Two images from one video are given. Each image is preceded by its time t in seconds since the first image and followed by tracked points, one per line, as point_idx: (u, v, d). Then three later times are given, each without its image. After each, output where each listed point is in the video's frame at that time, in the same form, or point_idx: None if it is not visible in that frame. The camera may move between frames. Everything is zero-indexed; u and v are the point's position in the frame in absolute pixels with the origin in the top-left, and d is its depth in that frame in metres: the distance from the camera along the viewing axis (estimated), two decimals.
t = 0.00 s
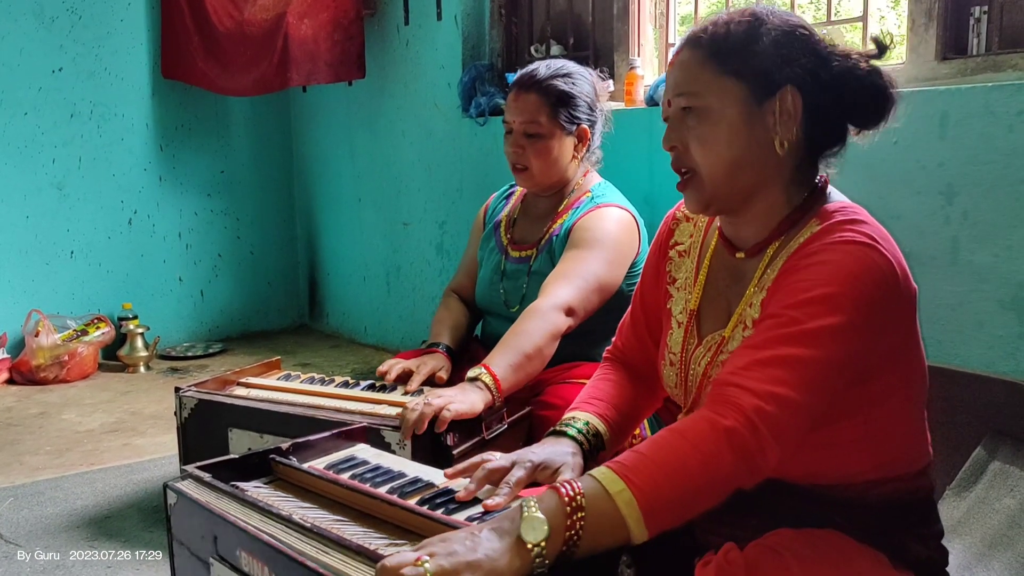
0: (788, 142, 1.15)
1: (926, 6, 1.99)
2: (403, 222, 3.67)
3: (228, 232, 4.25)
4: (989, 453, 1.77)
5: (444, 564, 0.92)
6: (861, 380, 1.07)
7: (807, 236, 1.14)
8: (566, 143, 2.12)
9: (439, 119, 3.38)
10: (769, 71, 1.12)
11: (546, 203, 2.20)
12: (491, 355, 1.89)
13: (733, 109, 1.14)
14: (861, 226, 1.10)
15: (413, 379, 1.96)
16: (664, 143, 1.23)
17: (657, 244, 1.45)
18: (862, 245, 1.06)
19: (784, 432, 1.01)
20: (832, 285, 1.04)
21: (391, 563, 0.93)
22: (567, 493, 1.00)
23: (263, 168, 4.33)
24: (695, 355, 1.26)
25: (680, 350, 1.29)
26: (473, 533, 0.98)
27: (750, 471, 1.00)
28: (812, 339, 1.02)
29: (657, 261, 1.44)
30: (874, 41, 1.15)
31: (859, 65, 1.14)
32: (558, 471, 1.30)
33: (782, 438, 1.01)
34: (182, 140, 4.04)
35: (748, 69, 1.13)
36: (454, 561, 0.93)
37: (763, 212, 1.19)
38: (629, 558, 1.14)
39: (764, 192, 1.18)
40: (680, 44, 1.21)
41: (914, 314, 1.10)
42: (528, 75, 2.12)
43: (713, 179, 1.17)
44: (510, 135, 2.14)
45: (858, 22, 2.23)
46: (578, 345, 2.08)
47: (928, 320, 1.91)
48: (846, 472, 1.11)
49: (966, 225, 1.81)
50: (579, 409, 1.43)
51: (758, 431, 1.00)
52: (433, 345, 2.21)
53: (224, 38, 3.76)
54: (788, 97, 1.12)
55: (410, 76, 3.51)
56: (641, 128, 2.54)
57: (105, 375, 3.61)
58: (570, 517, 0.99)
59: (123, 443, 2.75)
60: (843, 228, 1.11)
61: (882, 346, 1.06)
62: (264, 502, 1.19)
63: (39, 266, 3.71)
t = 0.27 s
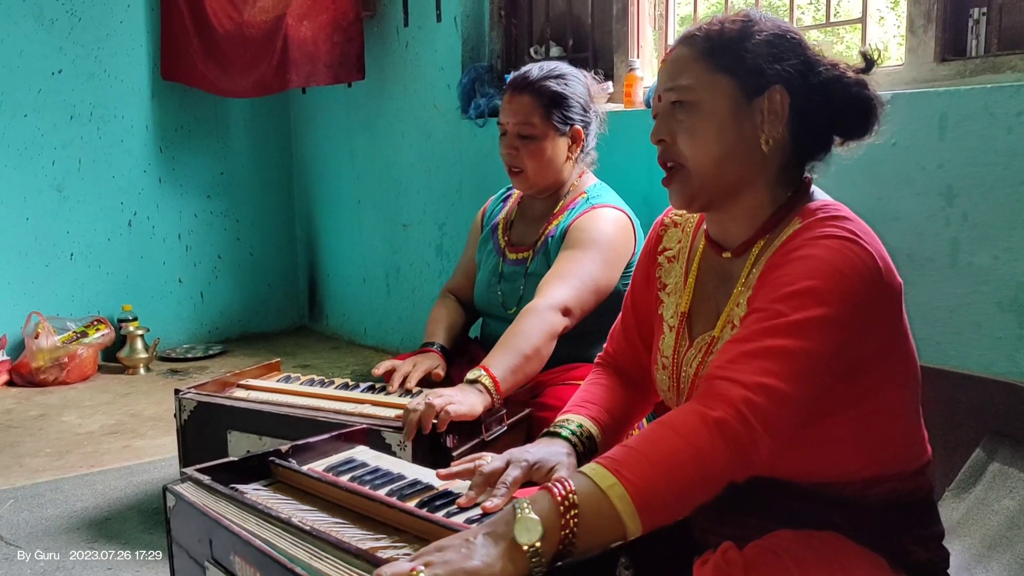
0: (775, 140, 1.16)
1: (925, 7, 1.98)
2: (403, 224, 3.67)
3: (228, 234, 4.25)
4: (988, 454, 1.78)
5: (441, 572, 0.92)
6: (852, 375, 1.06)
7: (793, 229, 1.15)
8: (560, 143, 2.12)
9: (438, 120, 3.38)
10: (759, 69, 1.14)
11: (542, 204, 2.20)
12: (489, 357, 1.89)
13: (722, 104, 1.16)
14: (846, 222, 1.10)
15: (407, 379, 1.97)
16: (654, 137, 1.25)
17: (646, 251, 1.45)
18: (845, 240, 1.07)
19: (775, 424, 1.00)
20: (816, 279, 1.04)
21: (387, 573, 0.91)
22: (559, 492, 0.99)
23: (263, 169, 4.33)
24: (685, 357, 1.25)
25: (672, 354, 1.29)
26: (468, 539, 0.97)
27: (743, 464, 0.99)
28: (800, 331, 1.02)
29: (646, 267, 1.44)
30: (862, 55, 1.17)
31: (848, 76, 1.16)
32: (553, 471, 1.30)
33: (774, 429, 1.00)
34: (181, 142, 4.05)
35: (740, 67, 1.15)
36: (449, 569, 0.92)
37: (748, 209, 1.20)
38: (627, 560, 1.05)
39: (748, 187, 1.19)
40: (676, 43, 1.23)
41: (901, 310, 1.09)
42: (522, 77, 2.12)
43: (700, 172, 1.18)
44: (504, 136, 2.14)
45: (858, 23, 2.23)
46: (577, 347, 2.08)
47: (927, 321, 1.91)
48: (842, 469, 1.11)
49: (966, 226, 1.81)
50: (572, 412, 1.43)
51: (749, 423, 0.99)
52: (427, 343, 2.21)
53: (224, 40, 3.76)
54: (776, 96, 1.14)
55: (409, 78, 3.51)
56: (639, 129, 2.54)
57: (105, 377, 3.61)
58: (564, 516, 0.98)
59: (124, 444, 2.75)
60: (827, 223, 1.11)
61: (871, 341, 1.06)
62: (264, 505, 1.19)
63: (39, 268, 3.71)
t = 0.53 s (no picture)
0: (755, 140, 1.17)
1: (924, 9, 1.99)
2: (403, 225, 3.67)
3: (228, 235, 4.25)
4: (988, 455, 1.76)
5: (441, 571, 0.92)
6: (838, 368, 1.08)
7: (776, 224, 1.16)
8: (552, 146, 2.12)
9: (438, 122, 3.39)
10: (741, 70, 1.16)
11: (536, 207, 2.19)
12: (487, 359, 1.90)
13: (704, 103, 1.17)
14: (825, 217, 1.12)
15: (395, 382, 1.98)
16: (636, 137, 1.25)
17: (632, 258, 1.45)
18: (823, 233, 1.08)
19: (766, 416, 1.01)
20: (797, 272, 1.05)
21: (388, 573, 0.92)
22: (560, 495, 0.98)
23: (263, 171, 4.33)
24: (674, 360, 1.25)
25: (660, 356, 1.28)
26: (471, 540, 0.97)
27: (738, 456, 1.00)
28: (786, 324, 1.03)
29: (633, 272, 1.44)
30: (840, 63, 1.21)
31: (826, 83, 1.18)
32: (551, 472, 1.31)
33: (765, 421, 1.01)
34: (181, 143, 4.05)
35: (721, 68, 1.16)
36: (450, 568, 0.92)
37: (729, 209, 1.21)
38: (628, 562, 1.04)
39: (729, 186, 1.20)
40: (658, 46, 1.25)
41: (884, 304, 1.10)
42: (514, 80, 2.13)
43: (681, 171, 1.19)
44: (497, 139, 2.15)
45: (857, 25, 2.23)
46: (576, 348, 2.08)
47: (926, 323, 1.91)
48: (831, 460, 1.12)
49: (965, 228, 1.81)
50: (565, 415, 1.44)
51: (741, 416, 0.99)
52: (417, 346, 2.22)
53: (224, 43, 3.77)
54: (757, 97, 1.15)
55: (409, 80, 3.51)
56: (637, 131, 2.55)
57: (105, 379, 3.61)
58: (565, 518, 0.97)
59: (124, 447, 2.75)
60: (806, 218, 1.13)
61: (855, 332, 1.07)
62: (264, 508, 1.19)
63: (39, 270, 3.72)
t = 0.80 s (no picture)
0: (747, 140, 1.18)
1: (923, 10, 1.99)
2: (403, 226, 3.67)
3: (228, 236, 4.25)
4: (989, 455, 1.78)
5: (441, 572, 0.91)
6: (824, 357, 1.09)
7: (769, 220, 1.15)
8: (550, 143, 2.13)
9: (439, 122, 3.39)
10: (731, 71, 1.16)
11: (533, 207, 2.19)
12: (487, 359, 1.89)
13: (696, 104, 1.17)
14: (814, 213, 1.12)
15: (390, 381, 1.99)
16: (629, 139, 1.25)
17: (631, 260, 1.45)
18: (812, 229, 1.09)
19: (753, 403, 1.01)
20: (786, 265, 1.05)
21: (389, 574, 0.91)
22: (556, 493, 0.98)
23: (263, 172, 4.33)
24: (673, 358, 1.26)
25: (659, 356, 1.29)
26: (469, 541, 0.96)
27: (725, 443, 1.00)
28: (774, 315, 1.03)
29: (632, 274, 1.44)
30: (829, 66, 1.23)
31: (816, 83, 1.18)
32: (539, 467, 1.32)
33: (752, 408, 1.01)
34: (182, 145, 4.05)
35: (711, 69, 1.17)
36: (450, 570, 0.91)
37: (725, 208, 1.21)
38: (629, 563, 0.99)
39: (723, 184, 1.20)
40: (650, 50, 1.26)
41: (876, 296, 1.11)
42: (512, 78, 2.14)
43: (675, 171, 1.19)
44: (494, 135, 2.15)
45: (857, 25, 2.23)
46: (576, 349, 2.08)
47: (927, 323, 1.91)
48: (823, 454, 1.12)
49: (966, 228, 1.81)
50: (556, 414, 1.44)
51: (729, 403, 0.99)
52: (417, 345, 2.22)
53: (224, 44, 3.77)
54: (748, 97, 1.16)
55: (409, 80, 3.51)
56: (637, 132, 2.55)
57: (105, 380, 3.61)
58: (562, 515, 0.96)
59: (124, 448, 2.75)
60: (797, 214, 1.13)
61: (842, 323, 1.08)
62: (264, 509, 1.20)
63: (40, 271, 3.72)
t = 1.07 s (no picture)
0: (751, 139, 1.18)
1: (924, 10, 1.99)
2: (404, 225, 3.67)
3: (229, 236, 4.25)
4: (990, 453, 1.79)
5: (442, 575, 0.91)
6: (827, 357, 1.09)
7: (771, 220, 1.16)
8: (554, 143, 2.13)
9: (439, 122, 3.39)
10: (735, 70, 1.16)
11: (534, 207, 2.19)
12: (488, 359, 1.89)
13: (700, 102, 1.17)
14: (817, 212, 1.12)
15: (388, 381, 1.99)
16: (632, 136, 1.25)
17: (633, 260, 1.45)
18: (815, 230, 1.08)
19: (756, 403, 1.01)
20: (788, 264, 1.05)
21: None
22: (557, 491, 0.97)
23: (263, 172, 4.33)
24: (675, 359, 1.26)
25: (661, 356, 1.29)
26: (470, 542, 0.96)
27: (728, 443, 1.00)
28: (777, 315, 1.02)
29: (633, 274, 1.44)
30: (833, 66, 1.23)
31: (820, 84, 1.19)
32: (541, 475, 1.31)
33: (755, 409, 1.00)
34: (182, 144, 4.05)
35: (716, 67, 1.17)
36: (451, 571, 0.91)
37: (728, 208, 1.21)
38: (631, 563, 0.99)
39: (726, 183, 1.20)
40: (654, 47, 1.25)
41: (879, 295, 1.12)
42: (516, 78, 2.14)
43: (678, 170, 1.19)
44: (498, 135, 2.14)
45: (858, 25, 2.22)
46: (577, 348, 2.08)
47: (928, 322, 1.91)
48: (828, 454, 1.12)
49: (967, 227, 1.81)
50: (556, 419, 1.42)
51: (732, 403, 0.99)
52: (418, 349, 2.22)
53: (224, 43, 3.77)
54: (752, 96, 1.16)
55: (410, 80, 3.51)
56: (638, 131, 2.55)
57: (106, 380, 3.61)
58: (563, 513, 0.96)
59: (124, 447, 2.75)
60: (799, 214, 1.13)
61: (844, 323, 1.08)
62: (265, 508, 1.20)
63: (40, 271, 3.72)
